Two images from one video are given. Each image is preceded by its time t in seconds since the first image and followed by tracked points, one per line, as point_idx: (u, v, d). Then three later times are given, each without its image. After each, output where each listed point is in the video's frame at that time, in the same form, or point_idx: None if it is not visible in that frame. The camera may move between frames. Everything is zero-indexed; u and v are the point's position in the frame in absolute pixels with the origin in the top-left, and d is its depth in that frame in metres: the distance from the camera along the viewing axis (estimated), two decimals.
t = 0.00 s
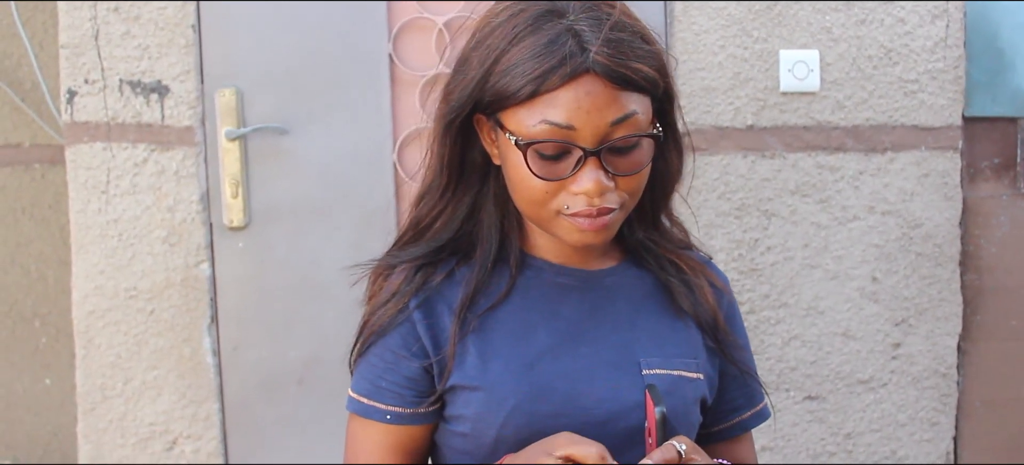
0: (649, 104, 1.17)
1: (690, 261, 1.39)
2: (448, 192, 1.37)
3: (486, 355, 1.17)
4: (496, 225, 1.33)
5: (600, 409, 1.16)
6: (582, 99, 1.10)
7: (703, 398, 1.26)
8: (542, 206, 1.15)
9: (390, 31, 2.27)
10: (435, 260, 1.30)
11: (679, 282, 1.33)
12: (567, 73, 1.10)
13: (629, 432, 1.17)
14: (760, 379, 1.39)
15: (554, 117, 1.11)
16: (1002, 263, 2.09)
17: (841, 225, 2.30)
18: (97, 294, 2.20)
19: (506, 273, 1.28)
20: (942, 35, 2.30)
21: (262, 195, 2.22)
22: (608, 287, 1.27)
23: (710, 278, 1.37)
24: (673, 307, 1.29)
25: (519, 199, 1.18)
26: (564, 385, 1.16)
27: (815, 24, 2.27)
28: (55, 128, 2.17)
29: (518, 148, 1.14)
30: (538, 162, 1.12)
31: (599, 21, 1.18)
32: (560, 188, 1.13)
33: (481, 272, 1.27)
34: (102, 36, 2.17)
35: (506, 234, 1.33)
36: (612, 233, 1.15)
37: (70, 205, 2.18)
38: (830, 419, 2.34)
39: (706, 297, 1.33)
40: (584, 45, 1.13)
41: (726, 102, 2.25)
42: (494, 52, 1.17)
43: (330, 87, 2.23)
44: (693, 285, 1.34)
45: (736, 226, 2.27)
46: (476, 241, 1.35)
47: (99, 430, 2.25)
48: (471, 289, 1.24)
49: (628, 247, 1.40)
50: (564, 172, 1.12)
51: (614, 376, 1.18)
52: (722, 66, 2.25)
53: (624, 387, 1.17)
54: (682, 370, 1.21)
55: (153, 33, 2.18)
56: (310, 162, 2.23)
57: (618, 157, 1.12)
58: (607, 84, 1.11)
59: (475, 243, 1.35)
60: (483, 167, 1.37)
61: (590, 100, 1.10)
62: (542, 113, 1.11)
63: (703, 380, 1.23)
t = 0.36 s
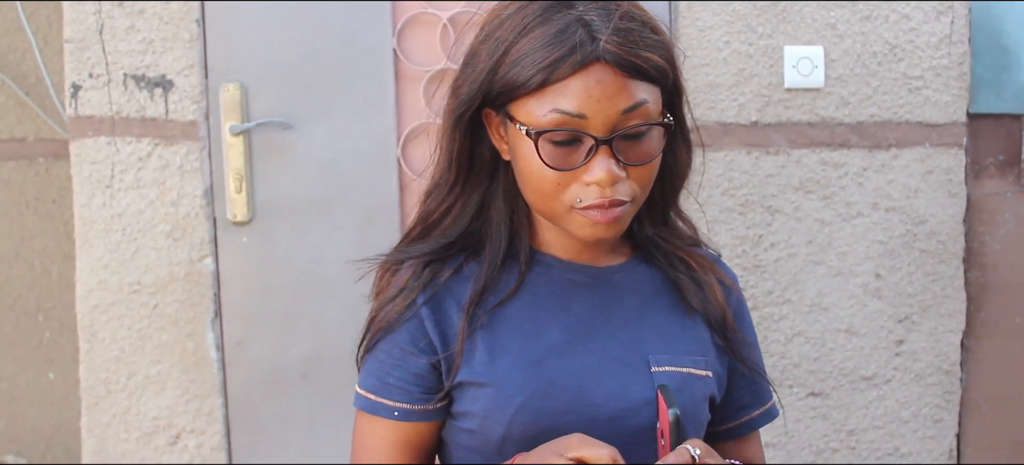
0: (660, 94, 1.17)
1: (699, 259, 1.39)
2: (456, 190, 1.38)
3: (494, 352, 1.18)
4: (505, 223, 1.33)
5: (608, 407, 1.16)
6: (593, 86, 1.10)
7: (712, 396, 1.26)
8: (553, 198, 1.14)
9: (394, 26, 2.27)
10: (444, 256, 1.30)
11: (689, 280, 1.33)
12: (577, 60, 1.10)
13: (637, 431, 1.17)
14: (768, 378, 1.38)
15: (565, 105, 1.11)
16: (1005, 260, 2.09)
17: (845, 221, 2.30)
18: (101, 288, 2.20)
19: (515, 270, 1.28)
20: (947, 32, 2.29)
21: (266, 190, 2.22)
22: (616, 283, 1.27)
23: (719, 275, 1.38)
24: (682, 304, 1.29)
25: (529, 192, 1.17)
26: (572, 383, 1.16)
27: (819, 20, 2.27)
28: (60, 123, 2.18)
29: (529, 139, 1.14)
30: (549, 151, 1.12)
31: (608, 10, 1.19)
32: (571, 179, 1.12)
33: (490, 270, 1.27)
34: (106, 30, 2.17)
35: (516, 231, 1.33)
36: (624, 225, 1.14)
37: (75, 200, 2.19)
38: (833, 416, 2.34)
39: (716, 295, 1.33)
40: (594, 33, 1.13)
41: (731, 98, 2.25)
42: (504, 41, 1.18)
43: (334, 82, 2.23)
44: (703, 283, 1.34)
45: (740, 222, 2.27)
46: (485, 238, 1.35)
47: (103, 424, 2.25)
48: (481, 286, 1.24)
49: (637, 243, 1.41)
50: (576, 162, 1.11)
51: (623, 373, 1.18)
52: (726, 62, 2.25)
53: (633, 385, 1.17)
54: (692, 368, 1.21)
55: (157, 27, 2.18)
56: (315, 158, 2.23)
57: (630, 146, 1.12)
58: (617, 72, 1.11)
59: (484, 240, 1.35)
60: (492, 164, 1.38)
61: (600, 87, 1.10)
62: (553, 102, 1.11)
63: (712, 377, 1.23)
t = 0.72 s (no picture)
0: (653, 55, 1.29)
1: (707, 252, 1.40)
2: (462, 183, 1.42)
3: (500, 351, 1.18)
4: (511, 219, 1.35)
5: (615, 405, 1.16)
6: (594, 35, 1.23)
7: (726, 389, 1.26)
8: (568, 152, 1.20)
9: (400, 24, 2.27)
10: (448, 255, 1.31)
11: (697, 274, 1.33)
12: (577, 13, 1.24)
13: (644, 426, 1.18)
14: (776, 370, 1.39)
15: (572, 53, 1.22)
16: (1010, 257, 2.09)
17: (851, 219, 2.30)
18: (107, 285, 2.20)
19: (523, 269, 1.28)
20: (952, 29, 2.29)
21: (271, 188, 2.23)
22: (624, 280, 1.27)
23: (728, 266, 1.39)
24: (691, 300, 1.29)
25: (543, 155, 1.23)
26: (580, 380, 1.16)
27: (825, 18, 2.27)
28: (67, 121, 2.19)
29: (542, 98, 1.23)
30: (561, 100, 1.21)
31: None
32: (585, 127, 1.19)
33: (498, 268, 1.27)
34: (112, 27, 2.17)
35: (523, 230, 1.36)
36: (642, 175, 1.19)
37: (81, 197, 2.19)
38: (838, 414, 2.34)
39: (725, 286, 1.34)
40: None
41: (736, 95, 2.26)
42: (507, 14, 1.31)
43: (339, 80, 2.23)
44: (711, 277, 1.35)
45: (745, 220, 2.27)
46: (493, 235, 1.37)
47: (109, 421, 2.25)
48: (489, 286, 1.24)
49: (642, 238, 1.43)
50: (588, 108, 1.19)
51: (631, 371, 1.18)
52: (731, 60, 2.25)
53: (641, 383, 1.18)
54: (701, 362, 1.21)
55: (163, 25, 2.19)
56: (319, 156, 2.23)
57: (636, 92, 1.21)
58: (613, 24, 1.25)
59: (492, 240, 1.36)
60: (496, 158, 1.42)
61: (601, 35, 1.23)
62: (560, 55, 1.23)
63: (720, 371, 1.23)
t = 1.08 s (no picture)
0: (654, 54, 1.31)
1: (714, 260, 1.42)
2: (466, 183, 1.43)
3: (504, 359, 1.18)
4: (513, 223, 1.36)
5: (621, 415, 1.16)
6: (596, 29, 1.25)
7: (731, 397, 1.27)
8: (573, 141, 1.20)
9: (404, 30, 2.28)
10: (452, 262, 1.32)
11: (703, 281, 1.35)
12: (579, 8, 1.27)
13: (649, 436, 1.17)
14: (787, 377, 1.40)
15: (575, 45, 1.24)
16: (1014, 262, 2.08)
17: (853, 224, 2.30)
18: (112, 291, 2.21)
19: (526, 276, 1.29)
20: (955, 34, 2.30)
21: (275, 193, 2.23)
22: (628, 286, 1.28)
23: (735, 275, 1.41)
24: (696, 306, 1.31)
25: (547, 147, 1.23)
26: (584, 390, 1.16)
27: (827, 23, 2.28)
28: (72, 126, 2.21)
29: (545, 90, 1.24)
30: (566, 91, 1.21)
31: None
32: (590, 116, 1.19)
33: (501, 274, 1.28)
34: (117, 33, 2.18)
35: (525, 233, 1.36)
36: (647, 164, 1.19)
37: (85, 202, 2.20)
38: (841, 419, 2.33)
39: (732, 295, 1.36)
40: None
41: (739, 100, 2.26)
42: (510, 14, 1.34)
43: (343, 85, 2.24)
44: (717, 285, 1.37)
45: (748, 225, 2.27)
46: (496, 241, 1.37)
47: (113, 426, 2.25)
48: (492, 291, 1.25)
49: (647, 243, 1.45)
50: (592, 97, 1.20)
51: (636, 379, 1.18)
52: (734, 65, 2.26)
53: (646, 392, 1.18)
54: (707, 371, 1.22)
55: (168, 31, 2.20)
56: (322, 161, 2.24)
57: (638, 83, 1.22)
58: (615, 20, 1.27)
59: (495, 245, 1.37)
60: (499, 160, 1.44)
61: (603, 29, 1.25)
62: (563, 48, 1.24)
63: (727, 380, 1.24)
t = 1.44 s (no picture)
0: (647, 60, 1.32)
1: (703, 269, 1.43)
2: (456, 189, 1.44)
3: (493, 367, 1.18)
4: (503, 230, 1.37)
5: (610, 422, 1.16)
6: (590, 33, 1.26)
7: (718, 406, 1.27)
8: (568, 143, 1.20)
9: (394, 37, 2.29)
10: (441, 269, 1.33)
11: (691, 290, 1.36)
12: (572, 12, 1.27)
13: (638, 444, 1.17)
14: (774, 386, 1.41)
15: (569, 48, 1.24)
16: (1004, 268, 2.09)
17: (843, 230, 2.31)
18: (102, 298, 2.21)
19: (516, 284, 1.29)
20: (944, 41, 2.31)
21: (267, 200, 2.23)
22: (618, 293, 1.28)
23: (723, 284, 1.41)
24: (685, 315, 1.31)
25: (542, 149, 1.23)
26: (574, 397, 1.16)
27: (816, 30, 2.29)
28: (61, 133, 2.19)
29: (540, 93, 1.24)
30: (561, 93, 1.21)
31: None
32: (585, 118, 1.19)
33: (491, 281, 1.28)
34: (108, 41, 2.19)
35: (515, 240, 1.37)
36: (642, 165, 1.19)
37: (75, 210, 2.19)
38: (831, 425, 2.34)
39: (720, 303, 1.36)
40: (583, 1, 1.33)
41: (729, 107, 2.27)
42: (503, 20, 1.35)
43: (335, 92, 2.25)
44: (706, 294, 1.37)
45: (738, 231, 2.28)
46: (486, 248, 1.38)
47: (104, 433, 2.25)
48: (481, 299, 1.25)
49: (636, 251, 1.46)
50: (587, 99, 1.20)
51: (625, 386, 1.18)
52: (724, 72, 2.27)
53: (636, 399, 1.18)
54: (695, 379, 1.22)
55: (159, 38, 2.20)
56: (314, 168, 2.24)
57: (632, 87, 1.23)
58: (608, 24, 1.28)
59: (484, 251, 1.38)
60: (490, 166, 1.44)
61: (597, 33, 1.26)
62: (558, 51, 1.25)
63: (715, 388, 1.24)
